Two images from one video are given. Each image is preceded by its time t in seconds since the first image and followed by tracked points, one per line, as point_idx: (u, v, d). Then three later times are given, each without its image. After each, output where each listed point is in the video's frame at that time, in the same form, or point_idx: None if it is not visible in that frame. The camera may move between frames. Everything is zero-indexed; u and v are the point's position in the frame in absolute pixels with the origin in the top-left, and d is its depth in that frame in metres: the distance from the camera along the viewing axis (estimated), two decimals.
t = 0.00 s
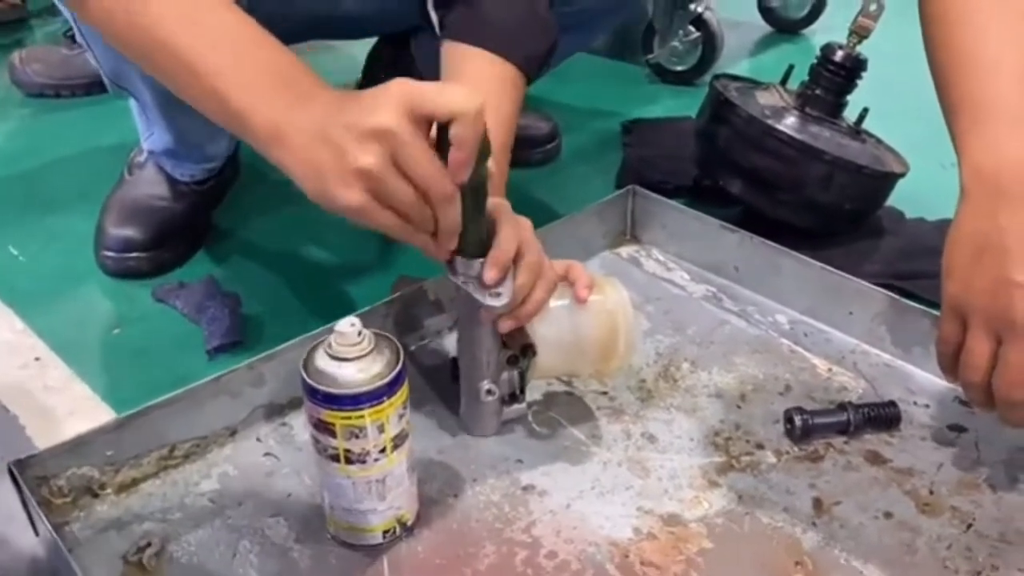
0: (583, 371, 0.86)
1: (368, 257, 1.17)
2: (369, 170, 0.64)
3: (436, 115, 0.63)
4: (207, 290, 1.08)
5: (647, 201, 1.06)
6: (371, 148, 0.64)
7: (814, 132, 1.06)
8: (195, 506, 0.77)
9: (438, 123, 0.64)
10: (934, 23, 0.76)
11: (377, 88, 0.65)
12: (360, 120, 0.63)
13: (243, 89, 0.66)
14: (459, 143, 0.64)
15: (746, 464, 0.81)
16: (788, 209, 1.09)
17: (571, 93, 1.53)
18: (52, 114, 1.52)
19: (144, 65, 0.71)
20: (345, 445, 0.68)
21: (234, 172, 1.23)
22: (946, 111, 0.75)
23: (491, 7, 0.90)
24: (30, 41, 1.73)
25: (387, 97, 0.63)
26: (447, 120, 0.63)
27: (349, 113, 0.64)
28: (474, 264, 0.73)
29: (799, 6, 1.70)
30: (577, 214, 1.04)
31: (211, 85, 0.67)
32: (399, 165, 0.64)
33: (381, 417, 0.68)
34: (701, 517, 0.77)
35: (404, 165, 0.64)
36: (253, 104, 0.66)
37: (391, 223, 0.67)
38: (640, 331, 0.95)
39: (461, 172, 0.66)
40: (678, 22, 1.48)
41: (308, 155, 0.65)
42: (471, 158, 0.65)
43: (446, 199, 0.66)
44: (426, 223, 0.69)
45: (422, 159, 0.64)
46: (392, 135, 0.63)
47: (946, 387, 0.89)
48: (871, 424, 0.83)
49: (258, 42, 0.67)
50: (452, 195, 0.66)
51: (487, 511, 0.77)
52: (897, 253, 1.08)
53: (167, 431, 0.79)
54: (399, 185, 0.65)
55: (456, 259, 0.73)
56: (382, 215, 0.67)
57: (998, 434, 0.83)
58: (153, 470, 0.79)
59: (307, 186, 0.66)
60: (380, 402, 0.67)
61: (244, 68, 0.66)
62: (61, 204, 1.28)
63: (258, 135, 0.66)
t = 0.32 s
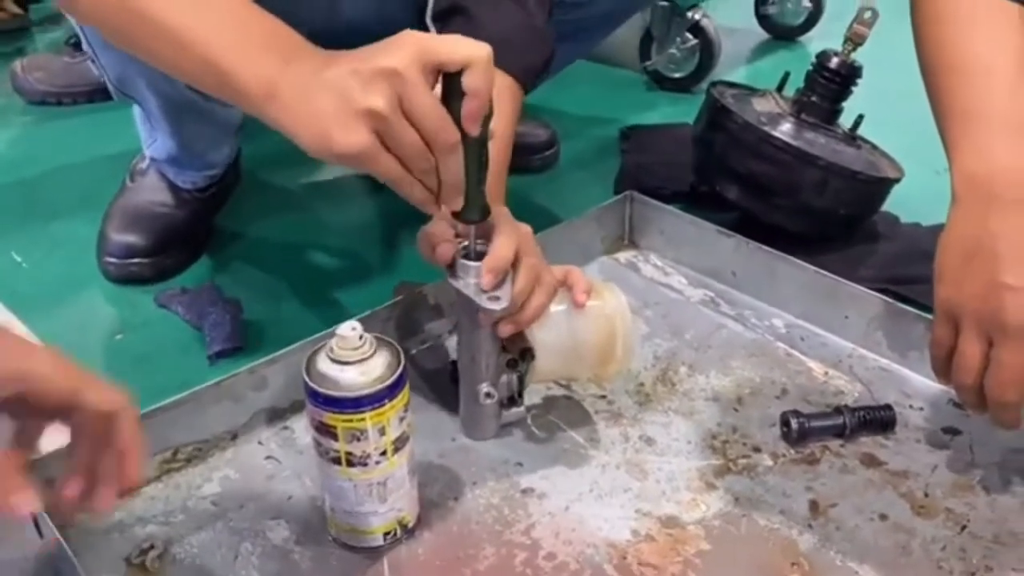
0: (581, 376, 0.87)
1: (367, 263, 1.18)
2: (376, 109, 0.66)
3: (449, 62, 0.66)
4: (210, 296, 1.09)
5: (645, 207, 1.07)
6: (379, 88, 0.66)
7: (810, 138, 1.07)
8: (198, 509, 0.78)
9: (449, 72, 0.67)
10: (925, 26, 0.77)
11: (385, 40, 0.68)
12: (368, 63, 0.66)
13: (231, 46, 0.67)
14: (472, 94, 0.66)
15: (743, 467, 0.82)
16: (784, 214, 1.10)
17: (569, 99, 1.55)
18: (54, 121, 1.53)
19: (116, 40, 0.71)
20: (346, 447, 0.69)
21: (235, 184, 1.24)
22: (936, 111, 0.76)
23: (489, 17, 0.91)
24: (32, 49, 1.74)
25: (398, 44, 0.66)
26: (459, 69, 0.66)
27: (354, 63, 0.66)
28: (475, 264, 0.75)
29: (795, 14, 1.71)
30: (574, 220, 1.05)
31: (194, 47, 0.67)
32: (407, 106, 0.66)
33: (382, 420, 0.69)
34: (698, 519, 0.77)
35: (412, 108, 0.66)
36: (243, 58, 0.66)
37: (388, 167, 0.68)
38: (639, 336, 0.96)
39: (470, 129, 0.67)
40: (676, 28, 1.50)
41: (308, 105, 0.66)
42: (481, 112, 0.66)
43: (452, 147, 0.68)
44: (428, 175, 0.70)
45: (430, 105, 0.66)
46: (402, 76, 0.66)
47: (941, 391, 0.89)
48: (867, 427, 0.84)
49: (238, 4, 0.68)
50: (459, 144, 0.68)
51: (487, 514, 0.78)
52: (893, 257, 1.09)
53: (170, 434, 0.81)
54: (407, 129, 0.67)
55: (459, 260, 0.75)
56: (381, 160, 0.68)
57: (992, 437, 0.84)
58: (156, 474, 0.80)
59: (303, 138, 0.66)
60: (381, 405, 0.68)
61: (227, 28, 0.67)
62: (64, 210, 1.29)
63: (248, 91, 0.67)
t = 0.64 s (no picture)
0: (577, 383, 0.89)
1: (367, 273, 1.20)
2: (381, 142, 0.67)
3: (451, 94, 0.68)
4: (213, 306, 1.12)
5: (639, 217, 1.09)
6: (384, 122, 0.67)
7: (802, 149, 1.09)
8: (202, 513, 0.80)
9: (452, 103, 0.69)
10: (907, 40, 0.79)
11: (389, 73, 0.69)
12: (374, 97, 0.67)
13: (242, 74, 0.68)
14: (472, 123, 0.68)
15: (736, 471, 0.84)
16: (776, 224, 1.12)
17: (566, 111, 1.57)
18: (59, 133, 1.56)
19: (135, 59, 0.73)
20: (348, 453, 0.71)
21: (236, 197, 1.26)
22: (918, 123, 0.78)
23: (487, 32, 0.94)
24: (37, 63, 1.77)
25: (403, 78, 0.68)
26: (462, 99, 0.68)
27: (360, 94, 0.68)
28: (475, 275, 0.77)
29: (789, 25, 1.74)
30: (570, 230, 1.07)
31: (205, 72, 0.69)
32: (411, 138, 0.68)
33: (382, 425, 0.70)
34: (691, 522, 0.79)
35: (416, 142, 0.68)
36: (254, 87, 0.68)
37: (394, 199, 0.70)
38: (634, 343, 0.98)
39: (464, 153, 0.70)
40: (671, 41, 1.53)
41: (315, 135, 0.68)
42: (482, 140, 0.69)
43: (455, 175, 0.70)
44: (433, 204, 0.72)
45: (434, 136, 0.67)
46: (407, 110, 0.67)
47: (929, 397, 0.92)
48: (856, 432, 0.86)
49: (251, 31, 0.70)
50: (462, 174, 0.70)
51: (484, 517, 0.80)
52: (883, 266, 1.11)
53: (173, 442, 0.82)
54: (411, 162, 0.68)
55: (459, 272, 0.77)
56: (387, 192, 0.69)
57: (979, 441, 0.86)
58: (161, 480, 0.82)
59: (311, 167, 0.68)
60: (381, 411, 0.70)
61: (239, 55, 0.69)
62: (70, 221, 1.32)
63: (258, 120, 0.69)
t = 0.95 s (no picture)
0: (574, 380, 0.92)
1: (370, 277, 1.23)
2: (386, 138, 0.71)
3: (451, 94, 0.71)
4: (221, 308, 1.16)
5: (633, 222, 1.13)
6: (390, 119, 0.71)
7: (790, 157, 1.13)
8: (214, 504, 0.83)
9: (454, 102, 0.72)
10: (887, 51, 0.83)
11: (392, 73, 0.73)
12: (377, 98, 0.71)
13: (249, 84, 0.72)
14: (474, 122, 0.71)
15: (725, 464, 0.87)
16: (766, 229, 1.16)
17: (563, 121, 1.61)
18: (69, 143, 1.60)
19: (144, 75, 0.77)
20: (359, 450, 0.74)
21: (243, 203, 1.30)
22: (898, 131, 0.82)
23: (483, 47, 0.97)
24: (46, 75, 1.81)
25: (405, 77, 0.71)
26: (463, 98, 0.71)
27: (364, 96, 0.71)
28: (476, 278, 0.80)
29: (781, 38, 1.79)
30: (567, 235, 1.11)
31: (214, 84, 0.73)
32: (416, 135, 0.71)
33: (391, 423, 0.74)
34: (682, 512, 0.83)
35: (421, 139, 0.71)
36: (262, 96, 0.72)
37: (402, 193, 0.73)
38: (628, 344, 1.02)
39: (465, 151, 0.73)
40: (665, 53, 1.58)
41: (325, 136, 0.72)
42: (484, 137, 0.72)
43: (459, 168, 0.73)
44: (438, 199, 0.75)
45: (437, 132, 0.71)
46: (411, 107, 0.71)
47: (913, 394, 0.95)
48: (841, 427, 0.89)
49: (257, 43, 0.74)
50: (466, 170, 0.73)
51: (484, 508, 0.83)
52: (870, 270, 1.15)
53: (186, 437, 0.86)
54: (417, 157, 0.71)
55: (461, 276, 0.81)
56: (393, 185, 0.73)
57: (960, 435, 0.90)
58: (174, 473, 0.86)
59: (322, 167, 0.72)
60: (390, 411, 0.73)
61: (247, 65, 0.73)
62: (81, 228, 1.36)
63: (269, 125, 0.73)
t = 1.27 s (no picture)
0: (569, 376, 0.97)
1: (375, 282, 1.29)
2: (390, 193, 0.77)
3: (442, 145, 0.78)
4: (233, 310, 1.20)
5: (628, 229, 1.19)
6: (391, 174, 0.77)
7: (777, 166, 1.19)
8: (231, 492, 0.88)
9: (447, 150, 0.79)
10: (863, 65, 0.88)
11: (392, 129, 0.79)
12: (380, 154, 0.77)
13: (268, 136, 0.78)
14: (465, 166, 0.79)
15: (715, 456, 0.92)
16: (755, 236, 1.21)
17: (561, 133, 1.67)
18: (83, 155, 1.66)
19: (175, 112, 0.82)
20: (246, 492, 0.73)
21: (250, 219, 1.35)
22: (874, 139, 0.87)
23: (485, 63, 1.03)
24: (58, 89, 1.87)
25: (402, 134, 0.77)
26: (454, 146, 0.78)
27: (370, 152, 0.78)
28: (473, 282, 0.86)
29: (772, 53, 1.85)
30: (564, 242, 1.17)
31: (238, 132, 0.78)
32: (416, 189, 0.78)
33: (280, 465, 0.73)
34: (673, 500, 0.87)
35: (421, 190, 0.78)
36: (281, 148, 0.77)
37: (404, 238, 0.81)
38: (623, 344, 1.07)
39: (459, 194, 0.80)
40: (658, 67, 1.64)
41: (335, 191, 0.77)
42: (472, 177, 0.80)
43: (457, 214, 0.79)
44: (438, 241, 0.82)
45: (434, 183, 0.78)
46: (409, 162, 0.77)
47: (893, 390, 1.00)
48: (824, 421, 0.94)
49: (279, 98, 0.79)
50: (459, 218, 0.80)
51: (486, 496, 0.88)
52: (854, 274, 1.20)
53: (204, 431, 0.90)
54: (415, 209, 0.78)
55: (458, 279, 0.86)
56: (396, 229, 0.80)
57: (937, 427, 0.95)
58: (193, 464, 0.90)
59: (333, 219, 0.79)
60: (279, 452, 0.73)
61: (268, 117, 0.78)
62: (96, 236, 1.41)
63: (286, 174, 0.78)
